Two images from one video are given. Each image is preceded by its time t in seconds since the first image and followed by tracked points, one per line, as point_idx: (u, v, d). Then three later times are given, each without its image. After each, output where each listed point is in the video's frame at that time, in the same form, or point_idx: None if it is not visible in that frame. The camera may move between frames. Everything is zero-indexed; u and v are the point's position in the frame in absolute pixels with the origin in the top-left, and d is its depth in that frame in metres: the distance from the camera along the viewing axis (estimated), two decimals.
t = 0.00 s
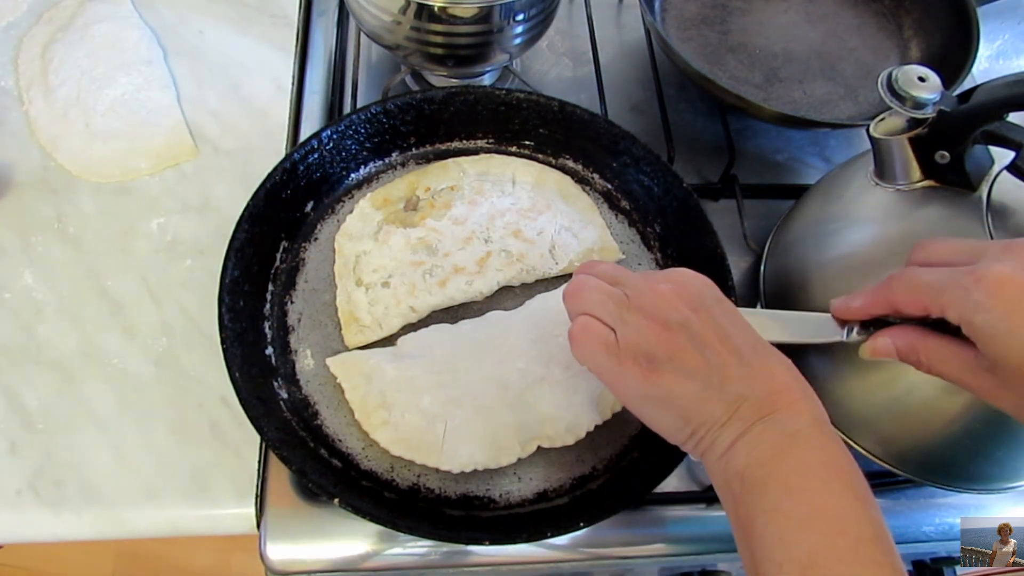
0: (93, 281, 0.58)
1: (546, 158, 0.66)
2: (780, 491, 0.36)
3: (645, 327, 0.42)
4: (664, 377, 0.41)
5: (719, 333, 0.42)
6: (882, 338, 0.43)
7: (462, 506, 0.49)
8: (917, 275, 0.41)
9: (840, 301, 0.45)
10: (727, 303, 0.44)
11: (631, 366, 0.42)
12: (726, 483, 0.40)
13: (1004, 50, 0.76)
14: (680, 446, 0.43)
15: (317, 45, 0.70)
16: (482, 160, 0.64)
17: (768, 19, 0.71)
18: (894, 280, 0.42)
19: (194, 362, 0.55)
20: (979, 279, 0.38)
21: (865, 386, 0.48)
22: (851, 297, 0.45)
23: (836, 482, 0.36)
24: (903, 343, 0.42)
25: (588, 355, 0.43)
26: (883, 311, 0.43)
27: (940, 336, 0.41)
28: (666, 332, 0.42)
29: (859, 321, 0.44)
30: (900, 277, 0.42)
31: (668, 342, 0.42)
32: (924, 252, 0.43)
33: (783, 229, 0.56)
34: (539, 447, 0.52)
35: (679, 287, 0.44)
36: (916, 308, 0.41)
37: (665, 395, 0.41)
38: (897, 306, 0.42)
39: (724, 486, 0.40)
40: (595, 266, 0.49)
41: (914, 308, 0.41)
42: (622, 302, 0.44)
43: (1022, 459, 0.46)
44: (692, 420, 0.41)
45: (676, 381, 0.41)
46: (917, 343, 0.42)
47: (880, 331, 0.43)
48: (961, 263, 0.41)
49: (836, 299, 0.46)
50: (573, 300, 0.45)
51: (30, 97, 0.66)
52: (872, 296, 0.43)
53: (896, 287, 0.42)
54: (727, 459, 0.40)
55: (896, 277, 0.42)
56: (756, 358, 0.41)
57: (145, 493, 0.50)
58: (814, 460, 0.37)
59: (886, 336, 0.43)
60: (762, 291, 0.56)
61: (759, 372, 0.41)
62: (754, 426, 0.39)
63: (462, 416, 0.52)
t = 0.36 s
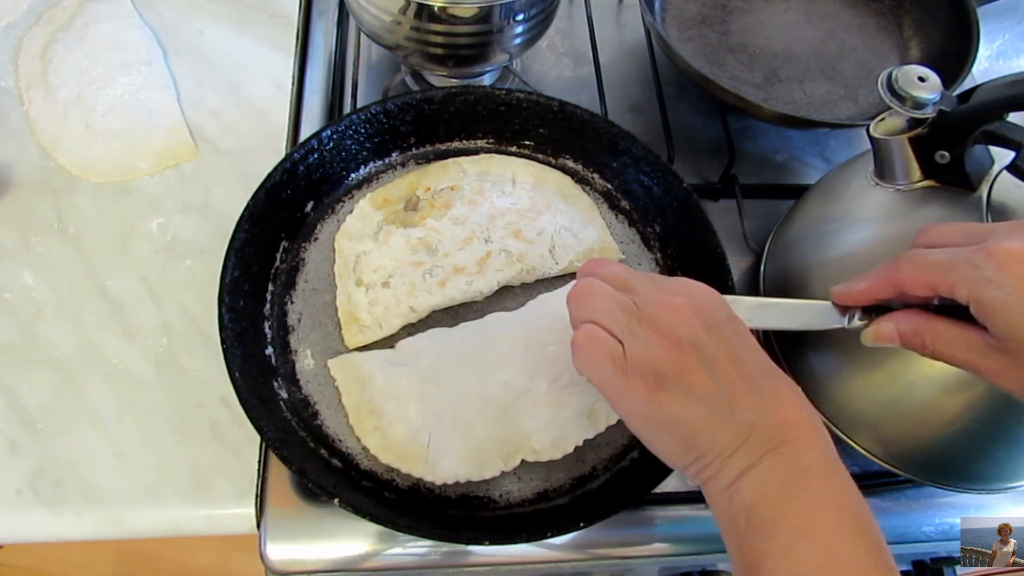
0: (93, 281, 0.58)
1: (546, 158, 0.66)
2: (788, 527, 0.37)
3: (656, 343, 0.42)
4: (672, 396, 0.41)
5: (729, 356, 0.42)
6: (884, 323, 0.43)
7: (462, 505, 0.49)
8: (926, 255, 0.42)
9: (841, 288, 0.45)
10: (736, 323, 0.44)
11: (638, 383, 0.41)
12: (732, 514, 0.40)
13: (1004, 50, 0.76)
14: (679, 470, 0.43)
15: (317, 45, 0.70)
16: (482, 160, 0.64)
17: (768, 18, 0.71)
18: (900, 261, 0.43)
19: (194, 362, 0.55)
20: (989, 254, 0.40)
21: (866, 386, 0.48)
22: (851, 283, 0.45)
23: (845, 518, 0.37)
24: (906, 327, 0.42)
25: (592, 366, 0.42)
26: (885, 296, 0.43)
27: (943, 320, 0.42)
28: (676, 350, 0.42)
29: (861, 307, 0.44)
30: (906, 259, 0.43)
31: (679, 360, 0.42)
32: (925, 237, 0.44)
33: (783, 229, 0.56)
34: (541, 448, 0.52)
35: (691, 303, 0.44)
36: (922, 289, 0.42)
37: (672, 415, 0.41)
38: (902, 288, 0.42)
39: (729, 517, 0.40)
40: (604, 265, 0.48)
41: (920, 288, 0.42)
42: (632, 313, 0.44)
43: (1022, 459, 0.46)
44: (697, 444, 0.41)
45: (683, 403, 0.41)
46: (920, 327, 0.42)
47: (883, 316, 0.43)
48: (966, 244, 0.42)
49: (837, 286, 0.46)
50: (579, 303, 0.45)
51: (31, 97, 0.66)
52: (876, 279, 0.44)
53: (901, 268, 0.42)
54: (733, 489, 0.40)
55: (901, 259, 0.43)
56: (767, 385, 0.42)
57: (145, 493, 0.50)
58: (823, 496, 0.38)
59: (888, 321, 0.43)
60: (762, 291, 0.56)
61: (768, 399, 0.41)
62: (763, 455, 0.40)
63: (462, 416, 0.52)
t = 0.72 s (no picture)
0: (93, 281, 0.58)
1: (546, 158, 0.66)
2: (782, 539, 0.37)
3: (664, 348, 0.42)
4: (675, 400, 0.41)
5: (734, 365, 0.42)
6: (888, 315, 0.43)
7: (462, 505, 0.49)
8: (934, 246, 0.42)
9: (843, 280, 0.45)
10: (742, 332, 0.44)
11: (642, 385, 0.41)
12: (724, 521, 0.40)
13: (1004, 50, 0.76)
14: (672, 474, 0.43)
15: (317, 45, 0.70)
16: (482, 160, 0.64)
17: (767, 18, 0.71)
18: (907, 252, 0.43)
19: (195, 361, 0.55)
20: (1004, 244, 0.40)
21: (867, 386, 0.48)
22: (853, 275, 0.45)
23: (837, 532, 0.38)
24: (910, 319, 0.42)
25: (598, 365, 0.42)
26: (888, 288, 0.43)
27: (949, 312, 0.42)
28: (682, 356, 0.42)
29: (863, 299, 0.44)
30: (914, 249, 0.42)
31: (684, 365, 0.42)
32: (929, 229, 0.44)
33: (783, 229, 0.56)
34: (540, 448, 0.52)
35: (699, 309, 0.44)
36: (930, 279, 0.42)
37: (673, 420, 0.41)
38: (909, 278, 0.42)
39: (721, 523, 0.40)
40: (612, 269, 0.48)
41: (929, 278, 0.42)
42: (641, 315, 0.44)
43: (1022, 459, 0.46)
44: (696, 449, 0.41)
45: (686, 408, 0.41)
46: (925, 319, 0.42)
47: (886, 308, 0.43)
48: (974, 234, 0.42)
49: (837, 279, 0.46)
50: (587, 304, 0.45)
51: (31, 97, 0.66)
52: (882, 271, 0.43)
53: (908, 259, 0.42)
54: (727, 497, 0.40)
55: (908, 250, 0.43)
56: (768, 398, 0.42)
57: (145, 493, 0.50)
58: (817, 510, 0.38)
59: (892, 313, 0.43)
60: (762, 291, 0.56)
61: (769, 411, 0.41)
62: (760, 465, 0.40)
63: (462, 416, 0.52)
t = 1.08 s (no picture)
0: (93, 281, 0.58)
1: (546, 158, 0.66)
2: (816, 548, 0.36)
3: (661, 338, 0.38)
4: (677, 402, 0.38)
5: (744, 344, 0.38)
6: (908, 285, 0.42)
7: (462, 505, 0.49)
8: (962, 212, 0.41)
9: (864, 249, 0.45)
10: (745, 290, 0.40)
11: (641, 390, 0.39)
12: (745, 528, 0.39)
13: (1004, 50, 0.76)
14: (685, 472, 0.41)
15: (317, 45, 0.71)
16: (481, 160, 0.64)
17: (767, 18, 0.71)
18: (934, 217, 0.42)
19: (195, 361, 0.55)
20: None
21: (868, 386, 0.47)
22: (875, 244, 0.45)
23: (873, 535, 0.35)
24: (932, 289, 0.42)
25: (581, 370, 0.39)
26: (910, 254, 0.43)
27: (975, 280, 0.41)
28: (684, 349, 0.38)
29: (884, 269, 0.44)
30: (942, 214, 0.41)
31: (688, 361, 0.38)
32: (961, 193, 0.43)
33: (783, 230, 0.56)
34: (540, 448, 0.52)
35: (699, 277, 0.39)
36: (958, 246, 0.41)
37: (680, 425, 0.38)
38: (935, 246, 0.42)
39: (744, 529, 0.39)
40: (578, 245, 0.45)
41: (957, 244, 0.41)
42: (623, 302, 0.40)
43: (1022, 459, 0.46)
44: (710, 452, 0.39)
45: (690, 409, 0.38)
46: (948, 288, 0.41)
47: (907, 278, 0.43)
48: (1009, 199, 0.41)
49: (856, 248, 0.46)
50: (561, 293, 0.41)
51: (31, 97, 0.66)
52: (905, 238, 0.43)
53: (936, 224, 0.41)
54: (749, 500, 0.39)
55: (935, 216, 0.42)
56: (790, 380, 0.38)
57: (145, 493, 0.50)
58: (851, 513, 0.36)
59: (912, 282, 0.42)
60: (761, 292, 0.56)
61: (788, 396, 0.38)
62: (782, 466, 0.38)
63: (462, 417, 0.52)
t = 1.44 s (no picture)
0: (92, 281, 0.58)
1: (546, 158, 0.66)
2: None
3: (568, 344, 0.34)
4: (609, 408, 0.35)
5: (694, 263, 0.32)
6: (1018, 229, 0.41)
7: (462, 505, 0.49)
8: None
9: (964, 193, 0.43)
10: (682, 193, 0.34)
11: (591, 377, 0.34)
12: (762, 528, 0.33)
13: (1004, 50, 0.76)
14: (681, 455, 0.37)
15: (317, 46, 0.71)
16: (481, 160, 0.64)
17: (767, 18, 0.71)
18: None
19: (195, 361, 0.55)
20: None
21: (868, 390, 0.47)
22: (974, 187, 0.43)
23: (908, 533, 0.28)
24: None
25: (517, 383, 0.38)
26: (1020, 199, 0.42)
27: None
28: (619, 289, 0.33)
29: (983, 212, 0.43)
30: None
31: (624, 310, 0.33)
32: None
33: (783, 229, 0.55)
34: (541, 448, 0.52)
35: (591, 263, 0.34)
36: None
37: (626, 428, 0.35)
38: None
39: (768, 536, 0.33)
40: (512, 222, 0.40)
41: None
42: (523, 307, 0.36)
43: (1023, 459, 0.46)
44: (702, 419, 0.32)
45: (635, 410, 0.34)
46: None
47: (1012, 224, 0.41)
48: None
49: (952, 193, 0.44)
50: (481, 305, 0.38)
51: (31, 97, 0.66)
52: (1010, 181, 0.42)
53: None
54: (780, 490, 0.32)
55: None
56: (758, 369, 0.31)
57: (145, 493, 0.50)
58: (872, 525, 0.29)
59: None
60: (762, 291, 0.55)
61: (771, 322, 0.31)
62: (773, 458, 0.31)
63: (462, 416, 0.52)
